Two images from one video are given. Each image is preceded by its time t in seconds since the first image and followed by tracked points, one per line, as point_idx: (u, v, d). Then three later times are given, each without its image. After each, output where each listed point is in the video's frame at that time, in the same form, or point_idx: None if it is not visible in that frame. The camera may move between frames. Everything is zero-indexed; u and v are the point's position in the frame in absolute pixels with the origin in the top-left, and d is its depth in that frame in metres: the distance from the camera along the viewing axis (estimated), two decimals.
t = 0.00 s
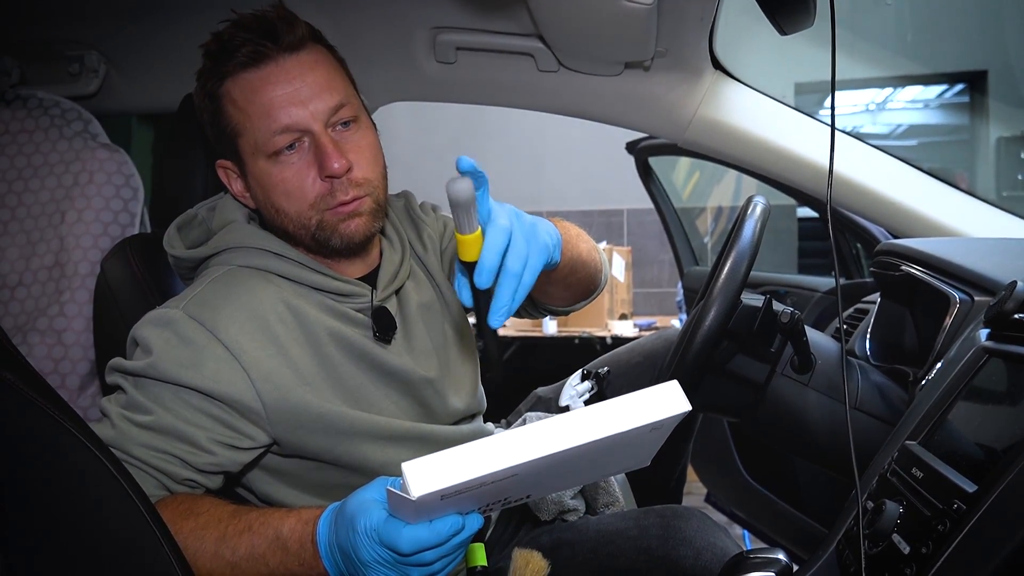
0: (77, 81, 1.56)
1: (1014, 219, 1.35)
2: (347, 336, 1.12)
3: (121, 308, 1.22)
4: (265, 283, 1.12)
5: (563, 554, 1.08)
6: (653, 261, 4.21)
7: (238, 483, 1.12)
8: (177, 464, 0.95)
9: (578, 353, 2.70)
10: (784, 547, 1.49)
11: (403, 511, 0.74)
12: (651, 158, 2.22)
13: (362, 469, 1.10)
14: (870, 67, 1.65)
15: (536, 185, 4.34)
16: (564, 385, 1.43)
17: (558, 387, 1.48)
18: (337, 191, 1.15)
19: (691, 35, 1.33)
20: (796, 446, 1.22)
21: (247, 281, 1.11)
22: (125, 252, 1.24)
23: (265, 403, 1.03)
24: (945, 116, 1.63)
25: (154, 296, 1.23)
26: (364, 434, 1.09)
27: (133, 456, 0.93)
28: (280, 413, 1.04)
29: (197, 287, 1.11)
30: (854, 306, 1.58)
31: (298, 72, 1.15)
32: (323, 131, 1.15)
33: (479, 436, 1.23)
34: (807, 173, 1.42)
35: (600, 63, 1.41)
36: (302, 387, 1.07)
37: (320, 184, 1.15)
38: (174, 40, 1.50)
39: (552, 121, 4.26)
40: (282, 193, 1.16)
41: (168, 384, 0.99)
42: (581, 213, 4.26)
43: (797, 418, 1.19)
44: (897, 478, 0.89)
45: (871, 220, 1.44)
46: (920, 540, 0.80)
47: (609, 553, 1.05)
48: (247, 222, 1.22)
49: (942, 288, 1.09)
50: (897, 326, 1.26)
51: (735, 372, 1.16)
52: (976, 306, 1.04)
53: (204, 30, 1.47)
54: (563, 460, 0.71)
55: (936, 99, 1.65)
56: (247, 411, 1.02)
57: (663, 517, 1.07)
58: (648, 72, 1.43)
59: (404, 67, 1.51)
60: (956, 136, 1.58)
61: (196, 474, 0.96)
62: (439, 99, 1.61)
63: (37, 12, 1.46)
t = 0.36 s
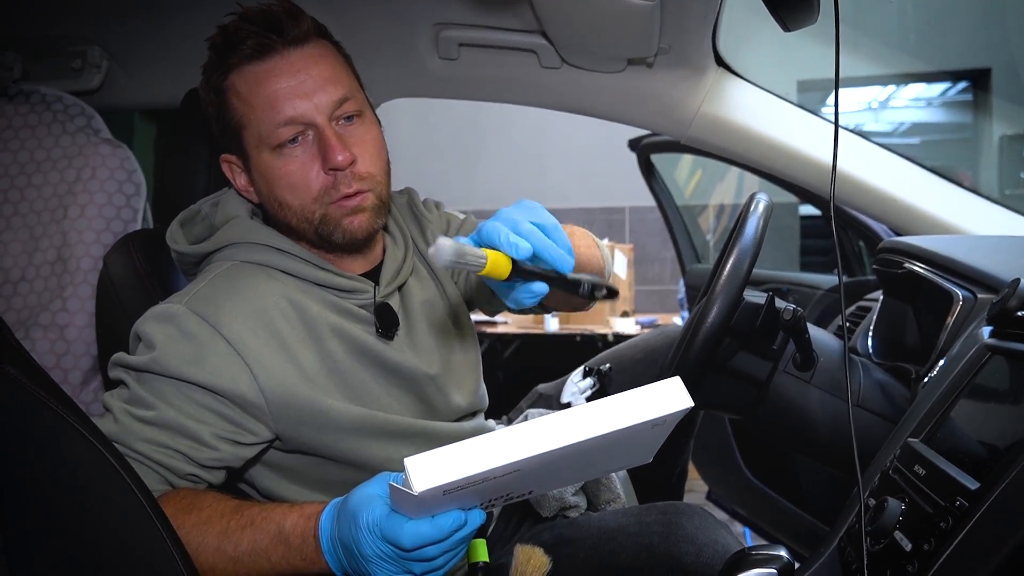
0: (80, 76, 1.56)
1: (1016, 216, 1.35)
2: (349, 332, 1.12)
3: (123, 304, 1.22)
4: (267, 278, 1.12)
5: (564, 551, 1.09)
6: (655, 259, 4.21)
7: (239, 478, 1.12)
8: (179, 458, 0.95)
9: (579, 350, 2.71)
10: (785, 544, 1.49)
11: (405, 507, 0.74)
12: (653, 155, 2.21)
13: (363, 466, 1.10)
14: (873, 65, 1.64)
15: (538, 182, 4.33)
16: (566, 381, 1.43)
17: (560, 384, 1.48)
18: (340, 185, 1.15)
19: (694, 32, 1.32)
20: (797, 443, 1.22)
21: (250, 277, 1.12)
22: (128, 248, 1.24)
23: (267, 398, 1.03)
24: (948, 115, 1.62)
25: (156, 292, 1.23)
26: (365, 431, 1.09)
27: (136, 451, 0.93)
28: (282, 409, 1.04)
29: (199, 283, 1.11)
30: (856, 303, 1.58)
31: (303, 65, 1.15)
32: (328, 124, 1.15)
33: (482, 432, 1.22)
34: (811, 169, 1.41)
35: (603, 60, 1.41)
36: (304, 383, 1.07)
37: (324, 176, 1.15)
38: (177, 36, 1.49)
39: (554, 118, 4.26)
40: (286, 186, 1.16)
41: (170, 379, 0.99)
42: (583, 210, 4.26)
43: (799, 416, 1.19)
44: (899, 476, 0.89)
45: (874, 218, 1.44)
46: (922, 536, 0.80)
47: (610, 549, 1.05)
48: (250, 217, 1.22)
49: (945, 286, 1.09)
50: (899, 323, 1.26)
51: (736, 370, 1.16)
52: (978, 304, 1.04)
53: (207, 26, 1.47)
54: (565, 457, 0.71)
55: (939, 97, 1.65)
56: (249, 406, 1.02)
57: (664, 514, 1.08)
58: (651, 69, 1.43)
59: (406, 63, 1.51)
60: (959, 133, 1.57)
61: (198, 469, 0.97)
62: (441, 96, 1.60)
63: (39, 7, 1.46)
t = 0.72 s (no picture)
0: (82, 73, 1.56)
1: (1013, 212, 1.35)
2: (352, 329, 1.12)
3: (126, 301, 1.22)
4: (269, 276, 1.12)
5: (566, 548, 1.09)
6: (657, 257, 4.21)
7: (241, 475, 1.12)
8: (182, 455, 0.95)
9: (581, 348, 2.71)
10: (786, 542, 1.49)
11: (407, 503, 0.74)
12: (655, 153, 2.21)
13: (365, 463, 1.10)
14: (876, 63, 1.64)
15: (540, 180, 4.33)
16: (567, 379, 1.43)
17: (561, 382, 1.48)
18: (347, 183, 1.14)
19: (696, 29, 1.32)
20: (799, 441, 1.22)
21: (252, 274, 1.11)
22: (131, 245, 1.24)
23: (271, 395, 1.03)
24: (950, 113, 1.63)
25: (159, 289, 1.23)
26: (368, 428, 1.09)
27: (138, 447, 0.93)
28: (284, 406, 1.04)
29: (202, 280, 1.11)
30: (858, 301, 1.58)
31: (313, 63, 1.15)
32: (336, 122, 1.15)
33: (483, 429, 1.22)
34: (814, 167, 1.41)
35: (605, 57, 1.41)
36: (306, 381, 1.07)
37: (330, 174, 1.15)
38: (178, 32, 1.49)
39: (556, 116, 4.26)
40: (291, 181, 1.16)
41: (173, 376, 0.99)
42: (585, 208, 4.26)
43: (801, 414, 1.19)
44: (902, 474, 0.89)
45: (877, 216, 1.44)
46: (924, 534, 0.80)
47: (612, 547, 1.05)
48: (254, 214, 1.22)
49: (947, 284, 1.09)
50: (901, 321, 1.26)
51: (738, 367, 1.16)
52: (981, 302, 1.04)
53: (209, 23, 1.47)
54: (567, 454, 0.71)
55: (942, 95, 1.65)
56: (252, 403, 1.02)
57: (666, 511, 1.08)
58: (653, 66, 1.42)
59: (407, 60, 1.51)
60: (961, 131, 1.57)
61: (201, 466, 0.97)
62: (443, 93, 1.60)
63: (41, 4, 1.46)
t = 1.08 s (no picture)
0: (84, 72, 1.56)
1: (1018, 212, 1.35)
2: (354, 328, 1.12)
3: (128, 299, 1.22)
4: (272, 274, 1.12)
5: (567, 547, 1.09)
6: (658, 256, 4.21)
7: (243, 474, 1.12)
8: (184, 453, 0.95)
9: (583, 347, 2.71)
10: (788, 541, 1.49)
11: (409, 502, 0.74)
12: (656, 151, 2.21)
13: (367, 462, 1.10)
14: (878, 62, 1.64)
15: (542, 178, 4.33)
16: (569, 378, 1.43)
17: (562, 381, 1.48)
18: (354, 179, 1.14)
19: (698, 27, 1.32)
20: (801, 440, 1.22)
21: (255, 273, 1.12)
22: (133, 243, 1.25)
23: (273, 393, 1.03)
24: (952, 112, 1.62)
25: (161, 287, 1.23)
26: (370, 427, 1.09)
27: (140, 446, 0.94)
28: (287, 404, 1.04)
29: (205, 278, 1.11)
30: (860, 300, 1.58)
31: (324, 59, 1.15)
32: (345, 118, 1.15)
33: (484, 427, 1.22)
34: (815, 166, 1.41)
35: (608, 56, 1.41)
36: (309, 379, 1.07)
37: (338, 170, 1.14)
38: (180, 31, 1.49)
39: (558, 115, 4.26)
40: (299, 175, 1.16)
41: (176, 374, 0.99)
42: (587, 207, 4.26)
43: (803, 413, 1.19)
44: (904, 473, 0.89)
45: (879, 215, 1.44)
46: (926, 533, 0.80)
47: (614, 546, 1.05)
48: (255, 213, 1.22)
49: (949, 283, 1.09)
50: (903, 320, 1.26)
51: (740, 366, 1.16)
52: (983, 302, 1.04)
53: (211, 22, 1.47)
54: (569, 453, 0.71)
55: (944, 94, 1.64)
56: (254, 401, 1.02)
57: (668, 510, 1.08)
58: (655, 65, 1.42)
59: (410, 59, 1.51)
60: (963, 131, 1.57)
61: (203, 464, 0.97)
62: (445, 92, 1.60)
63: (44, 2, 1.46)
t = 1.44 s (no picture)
0: (85, 73, 1.56)
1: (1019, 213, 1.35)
2: (354, 331, 1.12)
3: (129, 301, 1.22)
4: (272, 277, 1.12)
5: (567, 548, 1.09)
6: (659, 256, 4.21)
7: (244, 476, 1.12)
8: (185, 456, 0.95)
9: (583, 348, 2.71)
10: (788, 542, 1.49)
11: (408, 504, 0.74)
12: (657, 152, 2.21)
13: (367, 464, 1.10)
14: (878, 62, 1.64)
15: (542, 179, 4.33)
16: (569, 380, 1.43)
17: (563, 382, 1.48)
18: (349, 180, 1.14)
19: (698, 28, 1.32)
20: (801, 441, 1.22)
21: (255, 276, 1.12)
22: (133, 245, 1.25)
23: (273, 395, 1.03)
24: (951, 112, 1.62)
25: (162, 289, 1.23)
26: (369, 429, 1.09)
27: (142, 448, 0.94)
28: (287, 406, 1.04)
29: (205, 280, 1.11)
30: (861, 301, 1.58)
31: (319, 60, 1.15)
32: (340, 119, 1.15)
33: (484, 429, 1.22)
34: (815, 167, 1.41)
35: (608, 57, 1.41)
36: (309, 381, 1.07)
37: (334, 171, 1.15)
38: (180, 33, 1.49)
39: (558, 115, 4.26)
40: (296, 177, 1.16)
41: (176, 376, 0.99)
42: (587, 208, 4.26)
43: (803, 414, 1.19)
44: (904, 474, 0.89)
45: (879, 216, 1.44)
46: (926, 535, 0.80)
47: (615, 547, 1.05)
48: (258, 214, 1.22)
49: (949, 284, 1.09)
50: (903, 321, 1.26)
51: (741, 367, 1.16)
52: (983, 302, 1.04)
53: (211, 24, 1.47)
54: (569, 455, 0.71)
55: (944, 93, 1.64)
56: (253, 404, 1.02)
57: (668, 512, 1.08)
58: (655, 66, 1.42)
59: (410, 60, 1.51)
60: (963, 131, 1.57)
61: (203, 466, 0.97)
62: (445, 93, 1.60)
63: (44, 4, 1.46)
